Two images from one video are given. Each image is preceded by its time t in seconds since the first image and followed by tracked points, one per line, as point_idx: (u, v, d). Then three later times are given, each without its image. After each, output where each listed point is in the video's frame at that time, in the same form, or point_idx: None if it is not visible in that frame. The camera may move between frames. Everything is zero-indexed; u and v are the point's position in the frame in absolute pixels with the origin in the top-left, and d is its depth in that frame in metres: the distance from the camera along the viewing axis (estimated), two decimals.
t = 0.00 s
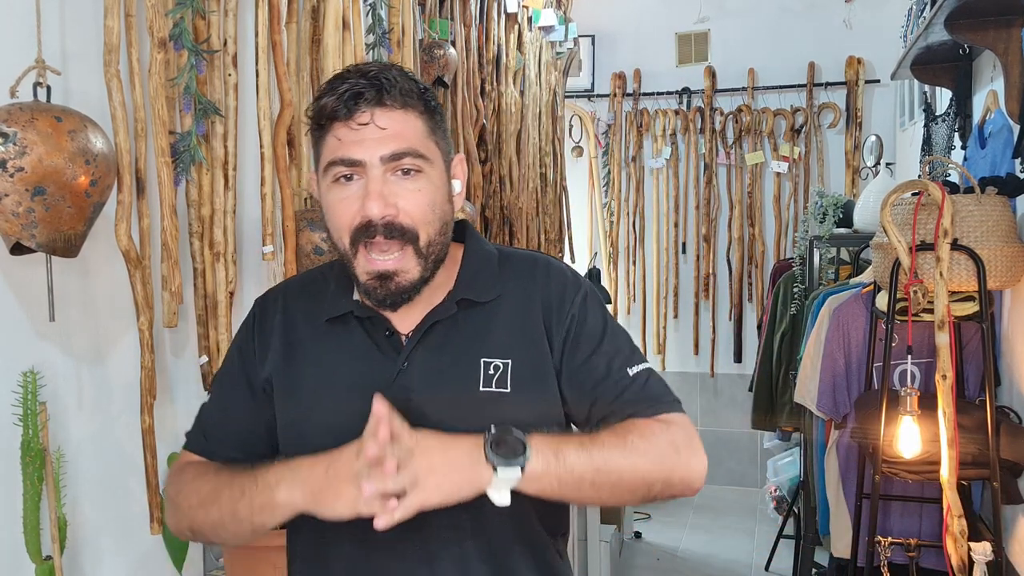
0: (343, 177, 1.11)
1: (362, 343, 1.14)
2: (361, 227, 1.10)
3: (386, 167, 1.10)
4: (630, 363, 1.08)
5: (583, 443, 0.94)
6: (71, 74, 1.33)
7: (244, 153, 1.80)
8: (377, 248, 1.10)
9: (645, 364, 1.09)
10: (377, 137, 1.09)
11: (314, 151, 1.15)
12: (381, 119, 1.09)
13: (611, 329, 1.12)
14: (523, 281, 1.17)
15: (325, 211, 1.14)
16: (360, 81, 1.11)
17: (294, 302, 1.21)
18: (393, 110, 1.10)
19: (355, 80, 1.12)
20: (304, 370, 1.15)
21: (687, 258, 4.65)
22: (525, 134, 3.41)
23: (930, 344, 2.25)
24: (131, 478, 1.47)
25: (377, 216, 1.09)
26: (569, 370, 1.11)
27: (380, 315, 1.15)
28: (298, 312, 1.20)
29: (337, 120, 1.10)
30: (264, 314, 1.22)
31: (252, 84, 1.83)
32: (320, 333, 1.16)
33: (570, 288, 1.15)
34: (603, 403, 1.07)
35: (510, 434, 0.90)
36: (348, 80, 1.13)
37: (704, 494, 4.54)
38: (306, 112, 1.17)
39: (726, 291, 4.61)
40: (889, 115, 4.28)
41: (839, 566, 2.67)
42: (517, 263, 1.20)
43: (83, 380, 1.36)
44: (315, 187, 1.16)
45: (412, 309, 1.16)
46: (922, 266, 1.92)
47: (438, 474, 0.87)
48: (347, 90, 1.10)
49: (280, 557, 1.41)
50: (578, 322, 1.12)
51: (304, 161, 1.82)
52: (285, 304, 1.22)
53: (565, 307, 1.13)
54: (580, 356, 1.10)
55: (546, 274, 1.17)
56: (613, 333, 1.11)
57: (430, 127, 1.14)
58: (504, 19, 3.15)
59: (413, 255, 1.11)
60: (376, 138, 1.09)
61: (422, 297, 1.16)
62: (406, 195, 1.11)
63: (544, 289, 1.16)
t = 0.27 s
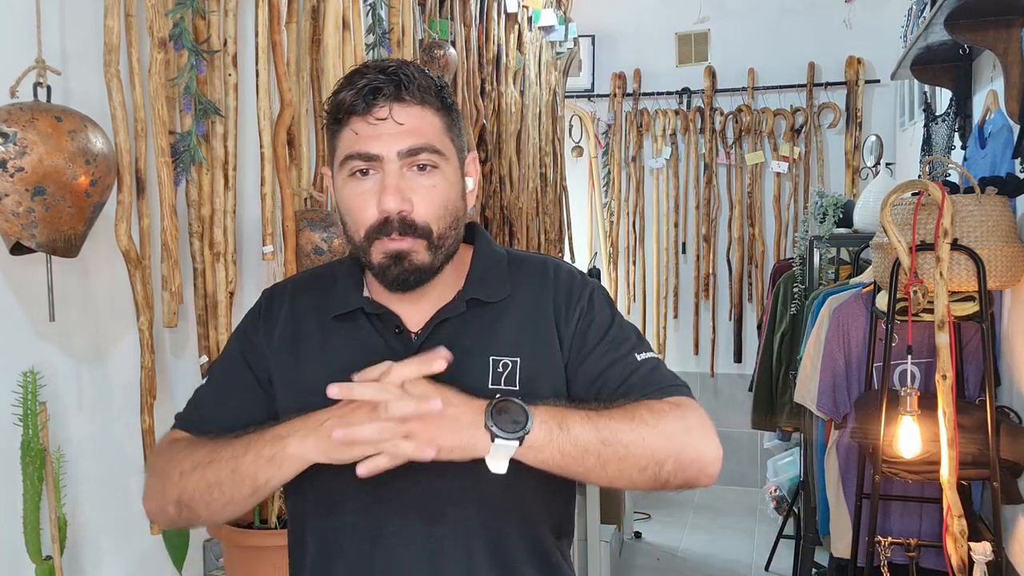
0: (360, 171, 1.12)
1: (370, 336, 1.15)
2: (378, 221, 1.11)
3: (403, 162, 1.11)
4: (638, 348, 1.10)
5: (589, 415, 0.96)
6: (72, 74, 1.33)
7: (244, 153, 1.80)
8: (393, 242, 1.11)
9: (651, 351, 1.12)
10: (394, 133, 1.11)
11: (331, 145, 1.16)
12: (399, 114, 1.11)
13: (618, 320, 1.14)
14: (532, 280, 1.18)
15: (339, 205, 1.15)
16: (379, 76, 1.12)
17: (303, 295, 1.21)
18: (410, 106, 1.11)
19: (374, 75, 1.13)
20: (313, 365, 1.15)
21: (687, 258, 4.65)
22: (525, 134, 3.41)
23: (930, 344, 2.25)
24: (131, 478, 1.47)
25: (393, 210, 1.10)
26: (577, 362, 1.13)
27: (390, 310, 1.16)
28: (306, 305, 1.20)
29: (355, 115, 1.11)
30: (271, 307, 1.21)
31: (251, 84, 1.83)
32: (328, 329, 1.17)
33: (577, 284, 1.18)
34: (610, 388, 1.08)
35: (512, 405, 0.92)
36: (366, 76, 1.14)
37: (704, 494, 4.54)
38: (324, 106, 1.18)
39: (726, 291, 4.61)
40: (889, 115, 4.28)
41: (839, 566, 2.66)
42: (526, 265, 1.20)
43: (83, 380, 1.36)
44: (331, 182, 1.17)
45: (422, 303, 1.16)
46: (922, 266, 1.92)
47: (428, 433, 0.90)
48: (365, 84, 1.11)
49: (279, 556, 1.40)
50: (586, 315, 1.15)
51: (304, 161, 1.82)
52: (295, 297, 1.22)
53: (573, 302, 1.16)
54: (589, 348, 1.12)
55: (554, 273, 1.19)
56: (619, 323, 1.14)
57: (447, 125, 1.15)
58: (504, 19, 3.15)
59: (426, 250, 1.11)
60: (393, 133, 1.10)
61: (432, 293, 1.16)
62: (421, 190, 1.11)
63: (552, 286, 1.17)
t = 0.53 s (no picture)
0: (365, 169, 1.12)
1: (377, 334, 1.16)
2: (384, 218, 1.11)
3: (408, 159, 1.11)
4: (630, 337, 1.09)
5: (572, 396, 0.95)
6: (72, 74, 1.33)
7: (244, 153, 1.80)
8: (400, 239, 1.11)
9: (645, 339, 1.10)
10: (399, 130, 1.11)
11: (337, 145, 1.16)
12: (404, 112, 1.11)
13: (614, 315, 1.14)
14: (533, 280, 1.18)
15: (345, 204, 1.15)
16: (384, 76, 1.13)
17: (311, 292, 1.23)
18: (415, 104, 1.12)
19: (379, 75, 1.14)
20: (318, 361, 1.16)
21: (687, 258, 4.65)
22: (525, 134, 3.41)
23: (930, 344, 2.25)
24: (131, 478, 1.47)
25: (399, 206, 1.09)
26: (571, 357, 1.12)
27: (395, 307, 1.18)
28: (315, 302, 1.21)
29: (360, 114, 1.12)
30: (279, 302, 1.22)
31: (251, 84, 1.83)
32: (335, 326, 1.18)
33: (574, 281, 1.18)
34: (600, 374, 1.07)
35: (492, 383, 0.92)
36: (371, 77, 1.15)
37: (704, 494, 4.54)
38: (330, 107, 1.19)
39: (726, 291, 4.61)
40: (889, 115, 4.28)
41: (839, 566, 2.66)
42: (528, 267, 1.20)
43: (83, 380, 1.36)
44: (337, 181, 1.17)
45: (428, 301, 1.18)
46: (922, 266, 1.92)
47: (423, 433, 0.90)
48: (369, 84, 1.12)
49: (279, 556, 1.39)
50: (581, 311, 1.14)
51: (304, 161, 1.82)
52: (303, 294, 1.23)
53: (570, 298, 1.16)
54: (585, 343, 1.11)
55: (553, 272, 1.19)
56: (614, 316, 1.13)
57: (451, 123, 1.15)
58: (504, 19, 3.15)
59: (432, 246, 1.11)
60: (399, 131, 1.10)
61: (438, 292, 1.18)
62: (426, 187, 1.11)
63: (552, 284, 1.17)
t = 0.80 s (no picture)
0: (368, 179, 1.12)
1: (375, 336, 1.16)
2: (387, 228, 1.11)
3: (411, 170, 1.11)
4: (626, 348, 1.06)
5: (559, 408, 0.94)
6: (72, 74, 1.33)
7: (244, 153, 1.80)
8: (404, 249, 1.12)
9: (643, 352, 1.07)
10: (403, 141, 1.10)
11: (339, 152, 1.16)
12: (407, 122, 1.10)
13: (611, 320, 1.11)
14: (533, 283, 1.18)
15: (348, 211, 1.15)
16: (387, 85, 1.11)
17: (314, 292, 1.24)
18: (419, 114, 1.10)
19: (381, 82, 1.13)
20: (318, 361, 1.16)
21: (687, 258, 4.65)
22: (525, 134, 3.41)
23: (930, 344, 2.25)
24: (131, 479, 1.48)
25: (404, 218, 1.10)
26: (566, 363, 1.10)
27: (396, 310, 1.18)
28: (318, 302, 1.22)
29: (363, 124, 1.11)
30: (282, 302, 1.23)
31: (252, 84, 1.83)
32: (336, 326, 1.18)
33: (574, 283, 1.17)
34: (593, 385, 1.05)
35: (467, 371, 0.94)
36: (373, 85, 1.13)
37: (703, 494, 4.54)
38: (332, 113, 1.17)
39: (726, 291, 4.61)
40: (889, 115, 4.28)
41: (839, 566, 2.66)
42: (529, 269, 1.20)
43: (83, 380, 1.36)
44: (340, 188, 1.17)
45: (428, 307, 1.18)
46: (922, 266, 1.92)
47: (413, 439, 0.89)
48: (373, 94, 1.11)
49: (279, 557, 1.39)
50: (579, 314, 1.12)
51: (304, 161, 1.82)
52: (305, 294, 1.24)
53: (568, 301, 1.14)
54: (581, 348, 1.09)
55: (555, 274, 1.19)
56: (611, 322, 1.11)
57: (454, 131, 1.14)
58: (504, 19, 3.15)
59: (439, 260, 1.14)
60: (402, 142, 1.09)
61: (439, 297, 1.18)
62: (430, 196, 1.12)
63: (552, 287, 1.17)
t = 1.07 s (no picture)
0: (365, 188, 1.12)
1: (371, 339, 1.15)
2: (383, 238, 1.11)
3: (408, 179, 1.10)
4: (625, 356, 1.08)
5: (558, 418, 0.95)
6: (72, 74, 1.33)
7: (244, 153, 1.79)
8: (400, 257, 1.11)
9: (642, 360, 1.10)
10: (400, 150, 1.09)
11: (335, 159, 1.14)
12: (405, 131, 1.09)
13: (610, 324, 1.13)
14: (531, 286, 1.17)
15: (345, 219, 1.15)
16: (384, 92, 1.09)
17: (311, 293, 1.23)
18: (416, 123, 1.09)
19: (377, 88, 1.11)
20: (316, 365, 1.16)
21: (687, 258, 4.65)
22: (525, 134, 3.41)
23: (930, 344, 2.25)
24: (131, 479, 1.48)
25: (401, 229, 1.10)
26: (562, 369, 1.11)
27: (392, 312, 1.17)
28: (313, 304, 1.22)
29: (360, 134, 1.10)
30: (280, 304, 1.23)
31: (252, 84, 1.83)
32: (332, 329, 1.18)
33: (574, 284, 1.17)
34: (592, 394, 1.07)
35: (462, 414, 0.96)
36: (370, 91, 1.11)
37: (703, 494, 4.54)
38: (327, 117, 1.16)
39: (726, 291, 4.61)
40: (889, 115, 4.28)
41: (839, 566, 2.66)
42: (528, 270, 1.20)
43: (83, 380, 1.36)
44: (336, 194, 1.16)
45: (426, 312, 1.16)
46: (922, 266, 1.92)
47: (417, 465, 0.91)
48: (369, 102, 1.09)
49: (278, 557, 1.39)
50: (578, 318, 1.13)
51: (304, 161, 1.82)
52: (301, 296, 1.23)
53: (567, 303, 1.15)
54: (579, 352, 1.10)
55: (554, 274, 1.19)
56: (611, 327, 1.13)
57: (452, 137, 1.13)
58: (504, 19, 3.15)
59: (437, 267, 1.12)
60: (399, 152, 1.08)
61: (435, 302, 1.16)
62: (427, 206, 1.11)
63: (551, 289, 1.17)
